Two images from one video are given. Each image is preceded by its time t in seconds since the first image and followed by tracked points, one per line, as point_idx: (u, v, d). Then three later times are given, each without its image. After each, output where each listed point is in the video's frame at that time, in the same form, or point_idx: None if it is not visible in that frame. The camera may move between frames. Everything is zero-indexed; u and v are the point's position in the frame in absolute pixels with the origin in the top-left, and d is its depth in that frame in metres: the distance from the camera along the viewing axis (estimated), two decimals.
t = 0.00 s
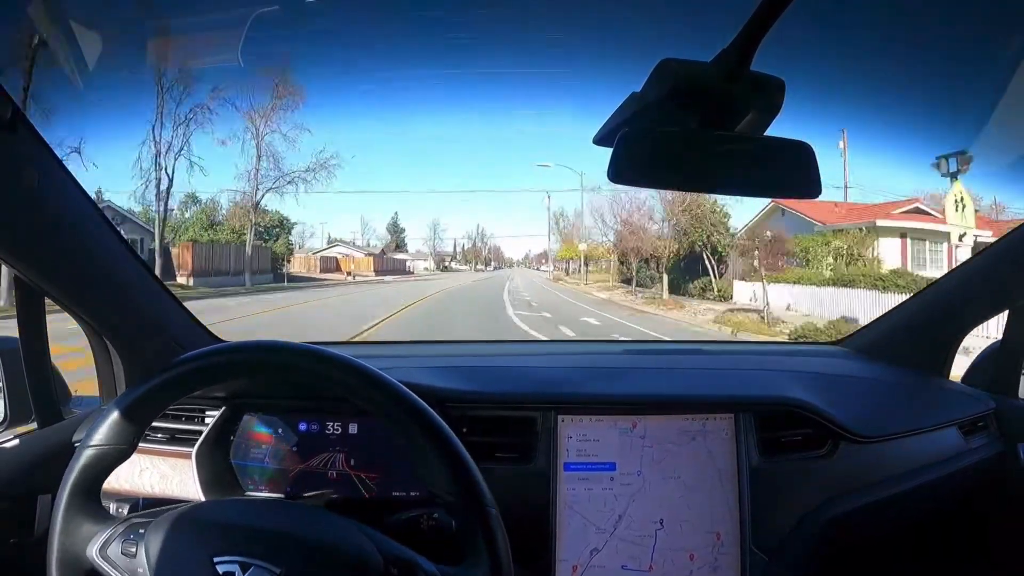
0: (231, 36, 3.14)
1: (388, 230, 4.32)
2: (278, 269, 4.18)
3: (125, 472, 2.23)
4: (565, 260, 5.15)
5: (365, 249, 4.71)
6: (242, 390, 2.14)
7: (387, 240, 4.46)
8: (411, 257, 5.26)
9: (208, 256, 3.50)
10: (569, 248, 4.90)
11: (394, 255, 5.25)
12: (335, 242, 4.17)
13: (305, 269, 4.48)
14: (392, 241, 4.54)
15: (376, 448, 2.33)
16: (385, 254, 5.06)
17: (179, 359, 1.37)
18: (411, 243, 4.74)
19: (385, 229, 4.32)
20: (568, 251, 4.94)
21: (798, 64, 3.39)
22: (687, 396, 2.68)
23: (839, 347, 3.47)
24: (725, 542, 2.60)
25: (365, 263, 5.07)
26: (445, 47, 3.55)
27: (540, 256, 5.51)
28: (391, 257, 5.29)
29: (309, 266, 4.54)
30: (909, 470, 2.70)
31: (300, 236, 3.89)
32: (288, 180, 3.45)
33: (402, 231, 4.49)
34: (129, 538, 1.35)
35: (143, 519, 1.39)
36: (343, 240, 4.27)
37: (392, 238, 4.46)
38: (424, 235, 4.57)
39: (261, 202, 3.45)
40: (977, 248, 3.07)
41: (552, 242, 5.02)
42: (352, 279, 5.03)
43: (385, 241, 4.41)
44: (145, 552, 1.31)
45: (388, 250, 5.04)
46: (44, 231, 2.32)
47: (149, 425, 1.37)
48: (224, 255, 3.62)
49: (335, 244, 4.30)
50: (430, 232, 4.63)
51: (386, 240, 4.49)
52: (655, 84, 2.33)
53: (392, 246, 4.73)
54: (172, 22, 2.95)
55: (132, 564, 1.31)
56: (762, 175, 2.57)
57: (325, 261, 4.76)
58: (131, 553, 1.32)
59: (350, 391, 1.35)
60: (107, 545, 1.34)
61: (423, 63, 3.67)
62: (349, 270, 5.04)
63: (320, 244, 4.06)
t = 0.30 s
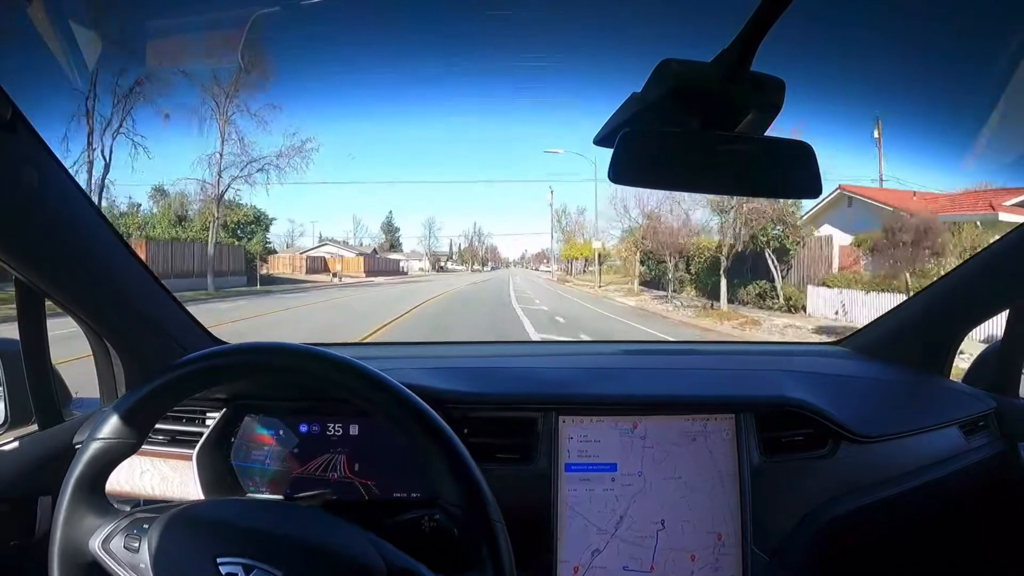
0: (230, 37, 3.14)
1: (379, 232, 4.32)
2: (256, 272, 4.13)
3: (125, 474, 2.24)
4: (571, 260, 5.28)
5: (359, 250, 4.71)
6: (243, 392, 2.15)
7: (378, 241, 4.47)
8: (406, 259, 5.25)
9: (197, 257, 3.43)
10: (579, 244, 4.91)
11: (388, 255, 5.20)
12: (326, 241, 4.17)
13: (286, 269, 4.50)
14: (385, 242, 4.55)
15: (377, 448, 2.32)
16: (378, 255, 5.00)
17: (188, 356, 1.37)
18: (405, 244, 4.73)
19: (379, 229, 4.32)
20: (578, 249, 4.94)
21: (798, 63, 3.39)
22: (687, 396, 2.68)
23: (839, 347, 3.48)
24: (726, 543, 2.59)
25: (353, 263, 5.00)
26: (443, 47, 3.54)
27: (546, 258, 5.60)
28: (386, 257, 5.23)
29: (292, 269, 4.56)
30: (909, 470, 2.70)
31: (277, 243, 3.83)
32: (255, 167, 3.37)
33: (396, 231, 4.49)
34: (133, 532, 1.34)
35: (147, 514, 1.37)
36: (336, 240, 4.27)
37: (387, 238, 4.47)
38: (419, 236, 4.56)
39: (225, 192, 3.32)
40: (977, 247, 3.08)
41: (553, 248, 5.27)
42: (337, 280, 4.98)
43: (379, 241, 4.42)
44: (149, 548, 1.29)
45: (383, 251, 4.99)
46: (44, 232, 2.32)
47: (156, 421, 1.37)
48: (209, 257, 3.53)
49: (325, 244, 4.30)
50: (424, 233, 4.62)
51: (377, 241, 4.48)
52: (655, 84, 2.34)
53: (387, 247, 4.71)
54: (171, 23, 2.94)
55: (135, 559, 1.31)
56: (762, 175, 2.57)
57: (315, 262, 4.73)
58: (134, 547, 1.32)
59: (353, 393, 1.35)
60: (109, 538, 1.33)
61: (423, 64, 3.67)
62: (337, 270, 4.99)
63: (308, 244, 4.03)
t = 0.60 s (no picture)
0: (230, 37, 3.14)
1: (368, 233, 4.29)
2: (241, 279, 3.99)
3: (126, 473, 2.24)
4: (574, 261, 5.26)
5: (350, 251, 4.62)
6: (243, 391, 2.15)
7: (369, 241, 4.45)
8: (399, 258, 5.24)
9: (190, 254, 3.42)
10: (589, 243, 4.87)
11: (379, 255, 5.20)
12: (314, 240, 4.14)
13: (265, 270, 4.50)
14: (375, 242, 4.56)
15: (377, 448, 2.32)
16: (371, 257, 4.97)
17: (192, 355, 1.37)
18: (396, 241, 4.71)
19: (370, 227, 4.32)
20: (590, 248, 4.87)
21: (798, 63, 3.39)
22: (687, 395, 2.68)
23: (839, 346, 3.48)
24: (726, 542, 2.60)
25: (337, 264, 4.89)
26: (442, 46, 3.54)
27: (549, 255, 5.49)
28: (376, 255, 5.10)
29: (272, 270, 4.59)
30: (909, 469, 2.70)
31: (262, 244, 3.83)
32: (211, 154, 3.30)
33: (386, 229, 4.50)
34: (135, 525, 1.34)
35: (150, 507, 1.38)
36: (326, 240, 4.27)
37: (378, 237, 4.47)
38: (412, 233, 4.57)
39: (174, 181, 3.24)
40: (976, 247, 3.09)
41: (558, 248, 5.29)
42: (319, 283, 4.91)
43: (370, 240, 4.39)
44: (151, 540, 1.30)
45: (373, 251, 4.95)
46: (44, 231, 2.32)
47: (160, 418, 1.37)
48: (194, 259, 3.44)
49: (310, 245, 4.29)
50: (416, 232, 4.62)
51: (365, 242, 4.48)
52: (655, 84, 2.34)
53: (377, 246, 4.77)
54: (172, 24, 2.94)
55: (136, 552, 1.31)
56: (763, 175, 2.57)
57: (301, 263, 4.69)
58: (136, 539, 1.32)
59: (353, 392, 1.35)
60: (111, 530, 1.33)
61: (422, 63, 3.67)
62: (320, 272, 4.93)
63: (294, 243, 4.00)
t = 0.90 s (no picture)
0: (230, 37, 3.14)
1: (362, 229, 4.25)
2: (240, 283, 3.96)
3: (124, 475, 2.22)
4: (574, 259, 5.32)
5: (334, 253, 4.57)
6: (243, 392, 2.15)
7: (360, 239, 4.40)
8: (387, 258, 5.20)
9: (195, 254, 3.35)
10: (592, 240, 4.85)
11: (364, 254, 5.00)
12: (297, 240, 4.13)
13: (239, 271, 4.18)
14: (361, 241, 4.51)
15: (376, 448, 2.32)
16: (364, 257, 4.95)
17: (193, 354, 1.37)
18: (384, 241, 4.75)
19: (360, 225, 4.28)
20: (592, 245, 4.87)
21: (797, 62, 3.39)
22: (687, 395, 2.68)
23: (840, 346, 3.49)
24: (727, 541, 2.60)
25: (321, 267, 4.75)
26: (441, 47, 3.55)
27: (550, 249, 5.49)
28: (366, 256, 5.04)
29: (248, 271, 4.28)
30: (910, 469, 2.71)
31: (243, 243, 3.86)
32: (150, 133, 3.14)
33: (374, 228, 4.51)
34: (138, 520, 1.32)
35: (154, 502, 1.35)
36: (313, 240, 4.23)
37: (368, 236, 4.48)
38: (401, 231, 4.54)
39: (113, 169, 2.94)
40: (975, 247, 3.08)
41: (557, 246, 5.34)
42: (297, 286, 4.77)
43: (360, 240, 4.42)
44: (156, 534, 1.29)
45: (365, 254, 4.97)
46: (44, 231, 2.32)
47: (161, 418, 1.37)
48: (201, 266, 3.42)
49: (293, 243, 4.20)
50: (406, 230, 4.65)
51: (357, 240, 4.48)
52: (655, 84, 2.33)
53: (368, 246, 4.81)
54: (172, 24, 2.95)
55: (139, 547, 1.29)
56: (762, 175, 2.58)
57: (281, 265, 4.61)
58: (140, 534, 1.30)
59: (353, 391, 1.35)
60: (114, 525, 1.31)
61: (423, 63, 3.68)
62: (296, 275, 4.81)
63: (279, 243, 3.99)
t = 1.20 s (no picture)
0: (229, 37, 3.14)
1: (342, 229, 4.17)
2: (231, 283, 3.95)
3: (125, 476, 2.26)
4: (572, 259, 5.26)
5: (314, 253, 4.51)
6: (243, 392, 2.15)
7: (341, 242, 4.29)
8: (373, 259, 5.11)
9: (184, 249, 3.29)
10: (593, 235, 4.70)
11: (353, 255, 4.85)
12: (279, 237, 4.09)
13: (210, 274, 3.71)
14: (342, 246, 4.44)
15: (378, 448, 2.32)
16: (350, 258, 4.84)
17: (194, 355, 1.37)
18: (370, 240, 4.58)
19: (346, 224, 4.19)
20: (594, 241, 4.73)
21: (797, 62, 3.39)
22: (688, 396, 2.68)
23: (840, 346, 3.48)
24: (727, 540, 2.59)
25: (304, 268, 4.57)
26: (441, 47, 3.54)
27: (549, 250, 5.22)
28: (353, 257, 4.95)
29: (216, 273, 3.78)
30: (910, 470, 2.70)
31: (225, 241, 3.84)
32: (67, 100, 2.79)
33: (364, 226, 4.33)
34: (140, 521, 1.31)
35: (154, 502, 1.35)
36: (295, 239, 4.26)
37: (356, 235, 4.34)
38: (390, 227, 4.50)
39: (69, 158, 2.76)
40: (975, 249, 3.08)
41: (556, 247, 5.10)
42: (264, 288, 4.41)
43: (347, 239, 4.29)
44: (156, 536, 1.29)
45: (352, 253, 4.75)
46: (45, 233, 2.31)
47: (162, 418, 1.37)
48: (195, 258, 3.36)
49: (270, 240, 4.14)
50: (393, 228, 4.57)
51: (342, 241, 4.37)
52: (656, 84, 2.33)
53: (354, 245, 4.54)
54: (172, 24, 2.94)
55: (139, 549, 1.28)
56: (763, 175, 2.57)
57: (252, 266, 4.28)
58: (139, 537, 1.29)
59: (353, 392, 1.35)
60: (115, 527, 1.31)
61: (424, 63, 3.67)
62: (266, 275, 4.43)
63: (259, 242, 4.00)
